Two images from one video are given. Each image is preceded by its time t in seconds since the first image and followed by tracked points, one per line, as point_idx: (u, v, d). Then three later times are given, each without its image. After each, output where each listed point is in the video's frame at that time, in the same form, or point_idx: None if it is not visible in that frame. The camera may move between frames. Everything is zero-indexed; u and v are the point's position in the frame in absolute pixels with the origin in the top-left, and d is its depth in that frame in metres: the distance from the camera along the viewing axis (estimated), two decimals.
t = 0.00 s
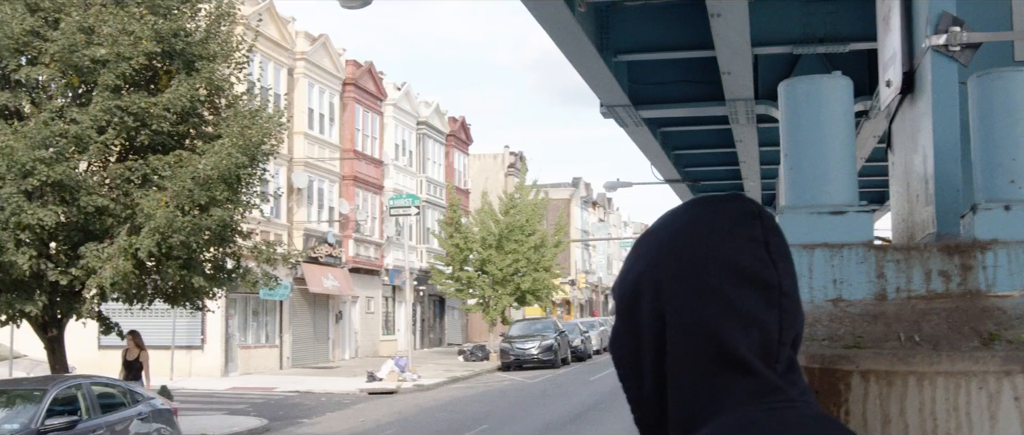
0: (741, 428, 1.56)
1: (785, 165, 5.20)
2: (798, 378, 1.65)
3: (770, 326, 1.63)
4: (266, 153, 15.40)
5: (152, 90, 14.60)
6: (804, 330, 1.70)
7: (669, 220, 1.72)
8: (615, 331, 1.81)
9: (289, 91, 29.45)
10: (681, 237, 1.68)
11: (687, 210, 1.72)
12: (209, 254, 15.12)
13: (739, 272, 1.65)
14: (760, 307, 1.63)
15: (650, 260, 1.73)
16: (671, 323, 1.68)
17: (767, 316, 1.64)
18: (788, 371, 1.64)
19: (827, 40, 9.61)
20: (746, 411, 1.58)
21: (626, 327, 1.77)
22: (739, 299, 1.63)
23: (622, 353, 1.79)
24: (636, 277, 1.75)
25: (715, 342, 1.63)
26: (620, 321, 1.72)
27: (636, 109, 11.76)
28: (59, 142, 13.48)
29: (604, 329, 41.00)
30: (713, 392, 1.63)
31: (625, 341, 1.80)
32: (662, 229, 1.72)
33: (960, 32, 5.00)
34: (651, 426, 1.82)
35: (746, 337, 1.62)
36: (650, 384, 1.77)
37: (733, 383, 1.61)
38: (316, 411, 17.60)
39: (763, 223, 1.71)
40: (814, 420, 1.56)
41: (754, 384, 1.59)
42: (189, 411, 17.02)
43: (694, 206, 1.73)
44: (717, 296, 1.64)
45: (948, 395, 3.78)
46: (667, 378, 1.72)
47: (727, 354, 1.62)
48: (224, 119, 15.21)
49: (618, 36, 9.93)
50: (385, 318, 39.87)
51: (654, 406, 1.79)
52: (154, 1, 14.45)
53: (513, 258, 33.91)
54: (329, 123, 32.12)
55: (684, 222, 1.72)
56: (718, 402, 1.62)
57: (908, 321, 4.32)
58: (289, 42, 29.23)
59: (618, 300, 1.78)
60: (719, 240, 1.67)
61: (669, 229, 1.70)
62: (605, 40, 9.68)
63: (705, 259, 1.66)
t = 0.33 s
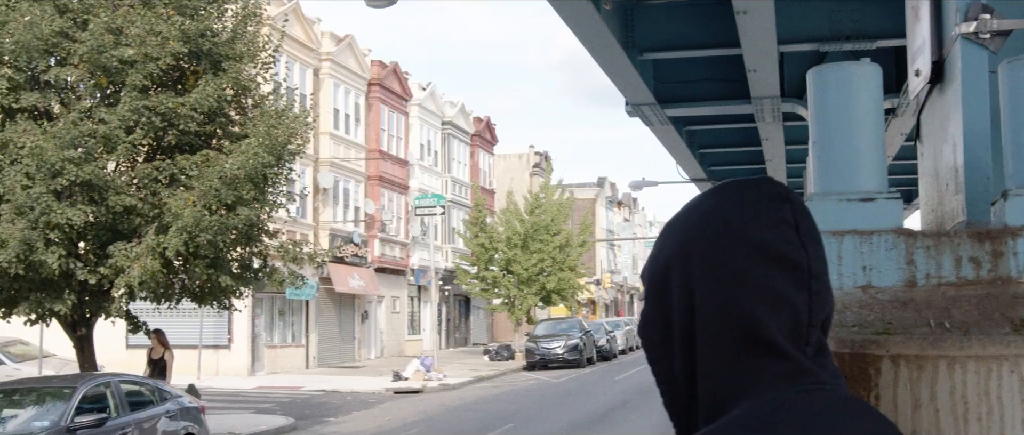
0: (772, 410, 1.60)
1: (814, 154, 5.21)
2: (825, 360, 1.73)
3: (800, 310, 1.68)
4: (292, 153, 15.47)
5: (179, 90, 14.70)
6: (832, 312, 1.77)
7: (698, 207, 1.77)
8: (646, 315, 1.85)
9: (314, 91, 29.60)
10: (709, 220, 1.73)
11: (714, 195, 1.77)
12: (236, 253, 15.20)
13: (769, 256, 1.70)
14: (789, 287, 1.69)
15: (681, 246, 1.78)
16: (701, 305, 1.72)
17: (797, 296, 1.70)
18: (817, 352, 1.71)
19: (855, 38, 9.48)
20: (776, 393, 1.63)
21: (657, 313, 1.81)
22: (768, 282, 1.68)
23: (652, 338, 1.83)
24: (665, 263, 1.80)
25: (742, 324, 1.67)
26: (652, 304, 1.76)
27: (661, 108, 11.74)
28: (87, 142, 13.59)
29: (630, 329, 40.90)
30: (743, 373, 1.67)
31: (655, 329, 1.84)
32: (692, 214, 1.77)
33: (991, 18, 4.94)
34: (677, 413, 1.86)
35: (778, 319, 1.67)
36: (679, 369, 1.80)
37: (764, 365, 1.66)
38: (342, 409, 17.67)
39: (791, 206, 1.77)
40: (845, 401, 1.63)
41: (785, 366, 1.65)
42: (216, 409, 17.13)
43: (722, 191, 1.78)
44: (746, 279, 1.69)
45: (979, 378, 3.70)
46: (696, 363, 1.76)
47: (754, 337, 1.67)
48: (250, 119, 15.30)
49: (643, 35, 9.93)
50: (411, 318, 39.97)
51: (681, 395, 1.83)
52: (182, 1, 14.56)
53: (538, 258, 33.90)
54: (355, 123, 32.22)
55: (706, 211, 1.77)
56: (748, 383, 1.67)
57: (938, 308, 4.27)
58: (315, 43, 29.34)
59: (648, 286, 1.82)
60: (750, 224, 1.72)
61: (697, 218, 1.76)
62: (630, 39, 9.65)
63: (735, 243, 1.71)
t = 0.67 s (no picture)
0: (798, 392, 1.60)
1: (838, 143, 5.19)
2: (849, 343, 1.72)
3: (824, 293, 1.68)
4: (314, 151, 15.50)
5: (202, 89, 14.79)
6: (857, 295, 1.76)
7: (723, 192, 1.77)
8: (671, 298, 1.85)
9: (336, 90, 29.73)
10: (733, 203, 1.73)
11: (741, 179, 1.77)
12: (258, 251, 15.27)
13: (795, 239, 1.70)
14: (815, 271, 1.68)
15: (705, 228, 1.77)
16: (726, 287, 1.71)
17: (821, 278, 1.69)
18: (841, 337, 1.71)
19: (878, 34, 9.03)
20: (802, 375, 1.63)
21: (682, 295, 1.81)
22: (791, 264, 1.68)
23: (677, 321, 1.83)
24: (690, 247, 1.79)
25: (767, 305, 1.67)
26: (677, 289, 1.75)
27: (682, 106, 11.69)
28: (111, 140, 13.69)
29: (651, 328, 40.80)
30: (770, 355, 1.67)
31: (679, 312, 1.85)
32: (716, 200, 1.77)
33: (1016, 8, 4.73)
34: (701, 396, 1.86)
35: (801, 300, 1.66)
36: (705, 353, 1.80)
37: (788, 347, 1.66)
38: (364, 407, 17.70)
39: (816, 191, 1.76)
40: (870, 384, 1.64)
41: (810, 347, 1.65)
42: (239, 407, 17.20)
43: (749, 175, 1.78)
44: (769, 261, 1.68)
45: (1003, 362, 3.49)
46: (721, 345, 1.75)
47: (779, 320, 1.66)
48: (273, 117, 15.34)
49: (665, 33, 9.88)
50: (432, 317, 40.05)
51: (706, 377, 1.82)
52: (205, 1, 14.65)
53: (559, 256, 33.89)
54: (376, 122, 32.31)
55: (728, 197, 1.77)
56: (773, 364, 1.67)
57: (963, 294, 4.14)
58: (337, 42, 29.46)
59: (673, 269, 1.82)
60: (776, 206, 1.72)
61: (721, 201, 1.75)
62: (651, 36, 9.60)
63: (761, 226, 1.70)
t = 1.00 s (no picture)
0: (822, 373, 1.59)
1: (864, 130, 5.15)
2: (878, 326, 1.70)
3: (851, 274, 1.66)
4: (338, 150, 15.55)
5: (227, 89, 14.87)
6: (887, 277, 1.75)
7: (749, 174, 1.76)
8: (700, 284, 1.85)
9: (359, 90, 29.84)
10: (759, 185, 1.73)
11: (769, 161, 1.76)
12: (283, 251, 15.32)
13: (821, 220, 1.69)
14: (841, 253, 1.67)
15: (733, 213, 1.77)
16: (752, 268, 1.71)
17: (850, 261, 1.68)
18: (870, 319, 1.69)
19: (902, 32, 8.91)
20: (827, 355, 1.62)
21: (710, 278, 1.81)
22: (818, 243, 1.67)
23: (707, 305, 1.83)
24: (718, 230, 1.79)
25: (793, 287, 1.67)
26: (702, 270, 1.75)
27: (707, 105, 11.63)
28: (137, 140, 13.78)
29: (675, 328, 40.70)
30: (796, 338, 1.66)
31: (709, 296, 1.84)
32: (743, 181, 1.77)
33: None
34: (733, 379, 1.85)
35: (830, 284, 1.65)
36: (734, 338, 1.80)
37: (816, 326, 1.65)
38: (388, 407, 17.74)
39: (845, 174, 1.75)
40: (898, 364, 1.62)
41: (840, 330, 1.63)
42: (264, 406, 17.28)
43: (774, 158, 1.77)
44: (795, 240, 1.67)
45: None
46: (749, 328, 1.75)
47: (806, 300, 1.65)
48: (297, 117, 15.39)
49: (687, 31, 9.79)
50: (456, 317, 40.11)
51: (736, 360, 1.82)
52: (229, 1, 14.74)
53: (582, 256, 33.87)
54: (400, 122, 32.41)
55: (754, 179, 1.76)
56: (800, 344, 1.66)
57: (991, 279, 4.08)
58: (361, 43, 29.60)
59: (702, 253, 1.82)
60: (802, 187, 1.71)
61: (748, 183, 1.75)
62: (675, 35, 9.55)
63: (788, 211, 1.69)
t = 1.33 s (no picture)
0: (849, 355, 1.62)
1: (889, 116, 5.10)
2: (904, 310, 1.73)
3: (880, 259, 1.68)
4: (362, 150, 15.60)
5: (253, 90, 14.95)
6: (912, 261, 1.77)
7: (776, 161, 1.78)
8: (727, 269, 1.88)
9: (383, 91, 29.94)
10: (788, 170, 1.75)
11: (797, 147, 1.79)
12: (308, 250, 15.38)
13: (849, 205, 1.71)
14: (868, 237, 1.69)
15: (758, 200, 1.80)
16: (779, 252, 1.74)
17: (877, 246, 1.70)
18: (896, 303, 1.72)
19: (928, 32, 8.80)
20: (854, 339, 1.65)
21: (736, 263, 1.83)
22: (846, 228, 1.69)
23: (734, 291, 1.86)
24: (746, 215, 1.82)
25: (819, 271, 1.70)
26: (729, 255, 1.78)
27: (731, 103, 11.57)
28: (163, 141, 13.89)
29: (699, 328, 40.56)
30: (823, 321, 1.69)
31: (734, 281, 1.87)
32: (771, 166, 1.79)
33: None
34: (759, 363, 1.88)
35: (858, 269, 1.68)
36: (760, 324, 1.82)
37: (843, 311, 1.68)
38: (412, 407, 17.76)
39: (873, 159, 1.77)
40: (923, 348, 1.65)
41: (867, 314, 1.67)
42: (290, 406, 17.33)
43: (801, 144, 1.80)
44: (822, 225, 1.70)
45: None
46: (776, 313, 1.78)
47: (833, 284, 1.68)
48: (322, 117, 15.44)
49: (711, 30, 9.75)
50: (479, 318, 40.15)
51: (763, 345, 1.85)
52: (254, 2, 14.80)
53: (606, 257, 33.81)
54: (424, 123, 32.47)
55: (781, 164, 1.79)
56: (826, 326, 1.69)
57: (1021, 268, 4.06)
58: (384, 44, 29.72)
59: (729, 239, 1.85)
60: (830, 174, 1.74)
61: (774, 169, 1.78)
62: (699, 33, 9.50)
63: (815, 197, 1.72)
